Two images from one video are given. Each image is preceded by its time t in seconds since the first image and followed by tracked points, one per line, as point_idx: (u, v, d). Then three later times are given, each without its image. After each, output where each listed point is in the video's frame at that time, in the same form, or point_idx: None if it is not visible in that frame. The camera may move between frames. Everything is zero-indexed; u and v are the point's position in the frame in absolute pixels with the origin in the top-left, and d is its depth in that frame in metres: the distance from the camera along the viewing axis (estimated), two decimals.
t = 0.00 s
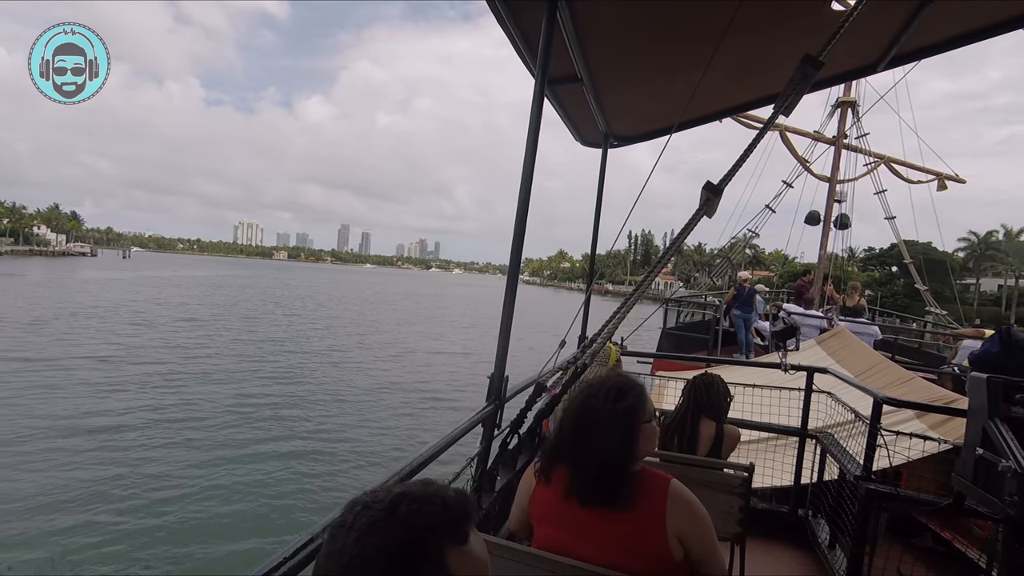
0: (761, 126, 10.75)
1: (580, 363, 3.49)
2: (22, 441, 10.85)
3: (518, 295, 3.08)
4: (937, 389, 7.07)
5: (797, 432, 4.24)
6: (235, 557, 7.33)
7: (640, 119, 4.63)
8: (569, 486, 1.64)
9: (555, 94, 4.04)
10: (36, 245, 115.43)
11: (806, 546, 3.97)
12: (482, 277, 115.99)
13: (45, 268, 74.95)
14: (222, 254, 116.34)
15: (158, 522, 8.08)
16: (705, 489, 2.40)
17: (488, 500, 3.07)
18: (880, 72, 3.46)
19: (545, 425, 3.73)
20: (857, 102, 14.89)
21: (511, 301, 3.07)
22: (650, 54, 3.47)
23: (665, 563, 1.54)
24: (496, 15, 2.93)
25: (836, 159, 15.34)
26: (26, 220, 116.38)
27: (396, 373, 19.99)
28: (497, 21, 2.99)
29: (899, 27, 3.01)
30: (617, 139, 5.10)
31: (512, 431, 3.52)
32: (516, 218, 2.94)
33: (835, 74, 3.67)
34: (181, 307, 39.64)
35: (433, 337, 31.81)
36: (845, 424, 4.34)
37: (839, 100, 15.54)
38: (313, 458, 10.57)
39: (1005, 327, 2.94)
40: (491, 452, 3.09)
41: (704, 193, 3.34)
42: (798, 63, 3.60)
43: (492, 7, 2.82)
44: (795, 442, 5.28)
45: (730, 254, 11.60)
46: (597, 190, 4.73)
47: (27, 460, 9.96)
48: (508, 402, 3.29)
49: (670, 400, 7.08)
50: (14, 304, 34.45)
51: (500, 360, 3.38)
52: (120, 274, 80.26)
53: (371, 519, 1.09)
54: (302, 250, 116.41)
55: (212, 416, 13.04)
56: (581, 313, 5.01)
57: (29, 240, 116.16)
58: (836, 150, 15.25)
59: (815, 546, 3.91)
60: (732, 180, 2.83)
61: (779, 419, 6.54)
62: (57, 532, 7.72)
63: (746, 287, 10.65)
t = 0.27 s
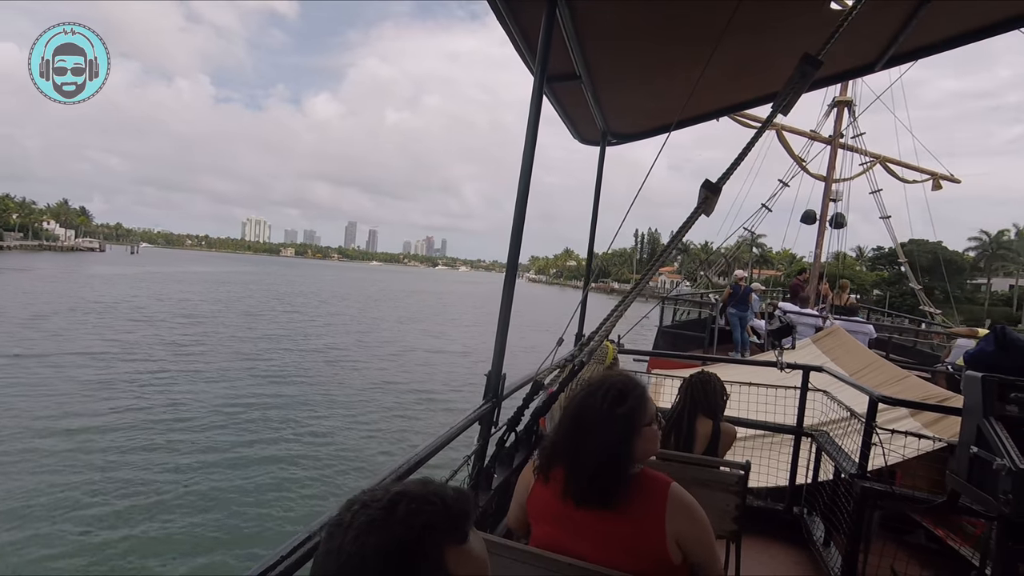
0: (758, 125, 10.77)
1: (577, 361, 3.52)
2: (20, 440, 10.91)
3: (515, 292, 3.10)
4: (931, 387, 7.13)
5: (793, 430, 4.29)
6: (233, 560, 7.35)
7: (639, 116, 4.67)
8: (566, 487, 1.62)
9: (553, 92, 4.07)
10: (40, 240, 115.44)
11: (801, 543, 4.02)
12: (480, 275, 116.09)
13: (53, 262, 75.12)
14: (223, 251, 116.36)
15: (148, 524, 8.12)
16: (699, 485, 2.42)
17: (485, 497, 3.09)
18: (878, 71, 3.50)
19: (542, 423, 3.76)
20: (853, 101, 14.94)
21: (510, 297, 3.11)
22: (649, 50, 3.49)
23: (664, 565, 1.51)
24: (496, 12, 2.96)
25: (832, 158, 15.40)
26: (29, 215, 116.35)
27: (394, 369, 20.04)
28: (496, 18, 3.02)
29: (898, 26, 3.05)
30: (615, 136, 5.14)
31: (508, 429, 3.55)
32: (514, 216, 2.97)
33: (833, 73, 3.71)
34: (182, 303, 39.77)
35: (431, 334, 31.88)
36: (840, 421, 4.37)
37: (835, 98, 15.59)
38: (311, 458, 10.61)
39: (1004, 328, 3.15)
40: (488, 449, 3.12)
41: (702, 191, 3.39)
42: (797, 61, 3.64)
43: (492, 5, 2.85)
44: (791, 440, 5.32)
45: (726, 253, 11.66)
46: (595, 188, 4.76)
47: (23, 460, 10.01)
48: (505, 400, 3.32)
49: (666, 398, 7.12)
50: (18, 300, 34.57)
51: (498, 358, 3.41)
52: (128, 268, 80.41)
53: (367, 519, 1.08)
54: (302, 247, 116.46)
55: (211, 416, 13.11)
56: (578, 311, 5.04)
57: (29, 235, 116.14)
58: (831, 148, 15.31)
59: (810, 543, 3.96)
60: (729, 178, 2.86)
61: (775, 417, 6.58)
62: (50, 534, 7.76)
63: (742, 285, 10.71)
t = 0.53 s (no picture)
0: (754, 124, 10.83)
1: (573, 360, 3.55)
2: (22, 420, 10.88)
3: (513, 292, 3.14)
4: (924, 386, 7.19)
5: (788, 429, 4.33)
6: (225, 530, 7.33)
7: (636, 116, 4.72)
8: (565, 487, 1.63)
9: (552, 89, 4.11)
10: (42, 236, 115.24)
11: (796, 542, 4.06)
12: (477, 274, 116.17)
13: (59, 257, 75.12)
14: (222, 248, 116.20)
15: (166, 495, 8.15)
16: (695, 486, 2.46)
17: (481, 495, 3.12)
18: (874, 72, 3.56)
19: (538, 421, 3.78)
20: (849, 102, 15.04)
21: (507, 296, 3.14)
22: (646, 50, 3.54)
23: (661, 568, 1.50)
24: (495, 9, 3.00)
25: (827, 159, 15.49)
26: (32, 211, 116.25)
27: (390, 366, 20.06)
28: (495, 16, 3.05)
29: (894, 28, 3.10)
30: (612, 135, 5.19)
31: (505, 427, 3.57)
32: (512, 214, 3.00)
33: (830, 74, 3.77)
34: (182, 299, 39.75)
35: (427, 332, 31.90)
36: (835, 420, 4.42)
37: (831, 99, 15.68)
38: (305, 440, 10.58)
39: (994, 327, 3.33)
40: (485, 448, 3.15)
41: (699, 190, 3.44)
42: (794, 61, 3.69)
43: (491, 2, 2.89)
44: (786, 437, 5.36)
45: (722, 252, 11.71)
46: (593, 187, 4.80)
47: (29, 437, 9.98)
48: (502, 399, 3.36)
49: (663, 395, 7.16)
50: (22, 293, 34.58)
51: (495, 356, 3.44)
52: (128, 264, 80.30)
53: (368, 517, 1.06)
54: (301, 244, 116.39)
55: (210, 400, 13.08)
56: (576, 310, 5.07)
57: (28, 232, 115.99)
58: (827, 149, 15.40)
59: (804, 542, 4.00)
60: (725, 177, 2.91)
61: (771, 415, 6.62)
62: (60, 509, 7.75)
63: (737, 284, 10.77)
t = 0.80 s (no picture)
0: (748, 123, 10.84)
1: (569, 359, 3.55)
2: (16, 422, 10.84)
3: (508, 291, 3.12)
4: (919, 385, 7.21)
5: (783, 428, 4.33)
6: (221, 527, 7.28)
7: (632, 115, 4.72)
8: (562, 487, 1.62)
9: (547, 89, 4.09)
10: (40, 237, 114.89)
11: (792, 539, 4.06)
12: (473, 273, 116.13)
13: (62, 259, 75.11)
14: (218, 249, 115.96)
15: (158, 493, 8.08)
16: (691, 484, 2.45)
17: (477, 495, 3.10)
18: (868, 71, 3.57)
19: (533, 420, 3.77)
20: (843, 102, 15.08)
21: (503, 296, 3.13)
22: (642, 49, 3.53)
23: (657, 569, 1.49)
24: (491, 10, 2.98)
25: (821, 158, 15.53)
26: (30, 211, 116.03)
27: (386, 365, 20.01)
28: (491, 16, 3.04)
29: (888, 27, 3.10)
30: (608, 134, 5.19)
31: (501, 427, 3.56)
32: (507, 213, 2.99)
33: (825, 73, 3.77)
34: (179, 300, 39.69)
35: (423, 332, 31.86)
36: (830, 418, 4.43)
37: (825, 99, 15.73)
38: (300, 437, 10.52)
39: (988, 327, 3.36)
40: (481, 447, 3.13)
41: (694, 189, 3.44)
42: (789, 61, 3.70)
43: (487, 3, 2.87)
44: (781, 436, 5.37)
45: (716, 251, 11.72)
46: (589, 186, 4.80)
47: (23, 438, 9.94)
48: (498, 398, 3.34)
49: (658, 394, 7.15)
50: (21, 295, 34.59)
51: (491, 356, 3.43)
52: (123, 264, 79.98)
53: (364, 519, 1.03)
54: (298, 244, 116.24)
55: (205, 400, 13.05)
56: (571, 309, 5.06)
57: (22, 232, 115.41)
58: (821, 148, 15.44)
59: (800, 540, 4.00)
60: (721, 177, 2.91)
61: (766, 414, 6.62)
62: (53, 507, 7.67)
63: (733, 284, 10.77)
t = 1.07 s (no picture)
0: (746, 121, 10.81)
1: (566, 356, 3.52)
2: (10, 420, 10.81)
3: (505, 288, 3.08)
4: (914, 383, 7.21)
5: (779, 425, 4.31)
6: (216, 530, 7.24)
7: (629, 112, 4.69)
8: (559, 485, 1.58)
9: (544, 85, 4.06)
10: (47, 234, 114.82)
11: (787, 537, 4.05)
12: (470, 271, 116.09)
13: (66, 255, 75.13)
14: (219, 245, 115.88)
15: (148, 494, 8.03)
16: (688, 482, 2.42)
17: (474, 492, 3.07)
18: (865, 69, 3.54)
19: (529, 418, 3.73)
20: (839, 99, 15.06)
21: (499, 293, 3.09)
22: (640, 45, 3.49)
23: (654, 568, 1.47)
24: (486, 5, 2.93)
25: (818, 155, 15.52)
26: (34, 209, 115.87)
27: (382, 362, 19.98)
28: (486, 11, 2.99)
29: (886, 25, 3.08)
30: (605, 131, 5.16)
31: (497, 424, 3.52)
32: (504, 211, 2.95)
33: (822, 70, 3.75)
34: (179, 297, 39.69)
35: (419, 329, 31.84)
36: (825, 416, 4.41)
37: (821, 96, 15.70)
38: (296, 437, 10.48)
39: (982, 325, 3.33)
40: (478, 444, 3.10)
41: (692, 187, 3.41)
42: (786, 58, 3.67)
43: None
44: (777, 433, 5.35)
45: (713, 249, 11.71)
46: (586, 183, 4.76)
47: (17, 436, 9.89)
48: (494, 395, 3.31)
49: (655, 391, 7.14)
50: (22, 291, 34.68)
51: (488, 353, 3.40)
52: (119, 261, 79.78)
53: (360, 518, 0.99)
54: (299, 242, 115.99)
55: (199, 399, 13.01)
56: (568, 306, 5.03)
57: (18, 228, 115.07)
58: (817, 146, 15.43)
59: (796, 537, 3.99)
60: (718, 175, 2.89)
61: (762, 412, 6.61)
62: (46, 508, 7.62)
63: (729, 281, 10.75)
